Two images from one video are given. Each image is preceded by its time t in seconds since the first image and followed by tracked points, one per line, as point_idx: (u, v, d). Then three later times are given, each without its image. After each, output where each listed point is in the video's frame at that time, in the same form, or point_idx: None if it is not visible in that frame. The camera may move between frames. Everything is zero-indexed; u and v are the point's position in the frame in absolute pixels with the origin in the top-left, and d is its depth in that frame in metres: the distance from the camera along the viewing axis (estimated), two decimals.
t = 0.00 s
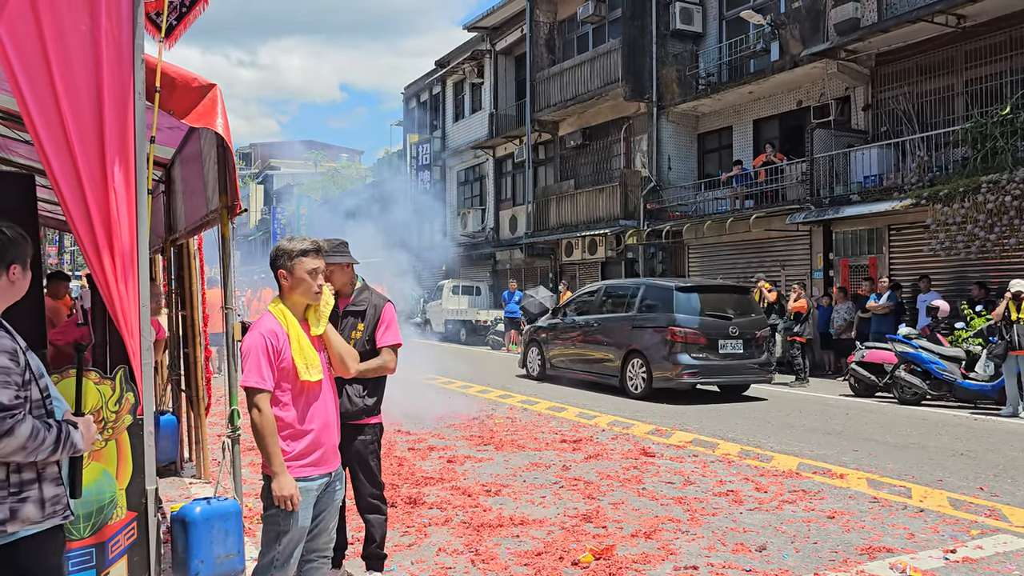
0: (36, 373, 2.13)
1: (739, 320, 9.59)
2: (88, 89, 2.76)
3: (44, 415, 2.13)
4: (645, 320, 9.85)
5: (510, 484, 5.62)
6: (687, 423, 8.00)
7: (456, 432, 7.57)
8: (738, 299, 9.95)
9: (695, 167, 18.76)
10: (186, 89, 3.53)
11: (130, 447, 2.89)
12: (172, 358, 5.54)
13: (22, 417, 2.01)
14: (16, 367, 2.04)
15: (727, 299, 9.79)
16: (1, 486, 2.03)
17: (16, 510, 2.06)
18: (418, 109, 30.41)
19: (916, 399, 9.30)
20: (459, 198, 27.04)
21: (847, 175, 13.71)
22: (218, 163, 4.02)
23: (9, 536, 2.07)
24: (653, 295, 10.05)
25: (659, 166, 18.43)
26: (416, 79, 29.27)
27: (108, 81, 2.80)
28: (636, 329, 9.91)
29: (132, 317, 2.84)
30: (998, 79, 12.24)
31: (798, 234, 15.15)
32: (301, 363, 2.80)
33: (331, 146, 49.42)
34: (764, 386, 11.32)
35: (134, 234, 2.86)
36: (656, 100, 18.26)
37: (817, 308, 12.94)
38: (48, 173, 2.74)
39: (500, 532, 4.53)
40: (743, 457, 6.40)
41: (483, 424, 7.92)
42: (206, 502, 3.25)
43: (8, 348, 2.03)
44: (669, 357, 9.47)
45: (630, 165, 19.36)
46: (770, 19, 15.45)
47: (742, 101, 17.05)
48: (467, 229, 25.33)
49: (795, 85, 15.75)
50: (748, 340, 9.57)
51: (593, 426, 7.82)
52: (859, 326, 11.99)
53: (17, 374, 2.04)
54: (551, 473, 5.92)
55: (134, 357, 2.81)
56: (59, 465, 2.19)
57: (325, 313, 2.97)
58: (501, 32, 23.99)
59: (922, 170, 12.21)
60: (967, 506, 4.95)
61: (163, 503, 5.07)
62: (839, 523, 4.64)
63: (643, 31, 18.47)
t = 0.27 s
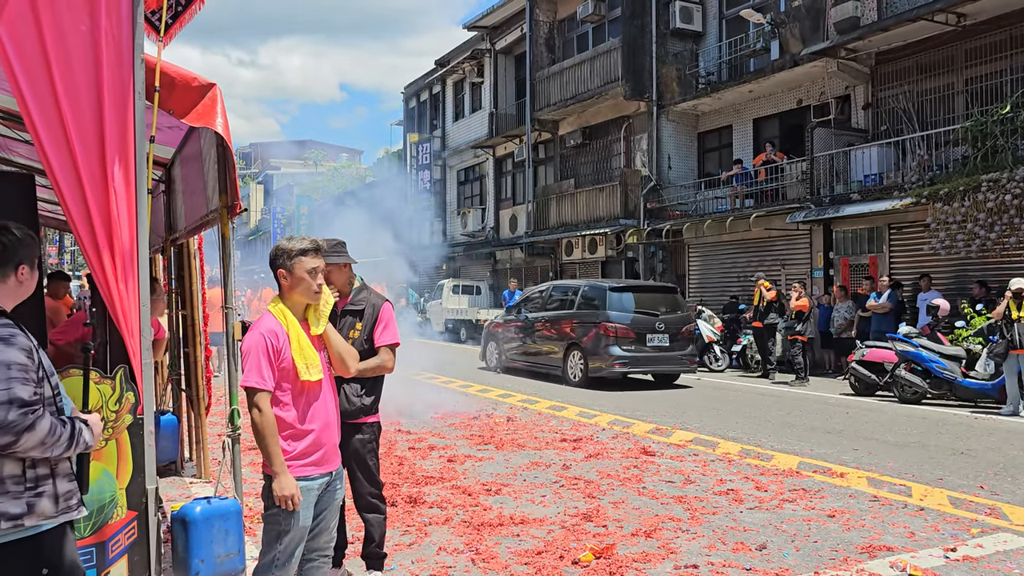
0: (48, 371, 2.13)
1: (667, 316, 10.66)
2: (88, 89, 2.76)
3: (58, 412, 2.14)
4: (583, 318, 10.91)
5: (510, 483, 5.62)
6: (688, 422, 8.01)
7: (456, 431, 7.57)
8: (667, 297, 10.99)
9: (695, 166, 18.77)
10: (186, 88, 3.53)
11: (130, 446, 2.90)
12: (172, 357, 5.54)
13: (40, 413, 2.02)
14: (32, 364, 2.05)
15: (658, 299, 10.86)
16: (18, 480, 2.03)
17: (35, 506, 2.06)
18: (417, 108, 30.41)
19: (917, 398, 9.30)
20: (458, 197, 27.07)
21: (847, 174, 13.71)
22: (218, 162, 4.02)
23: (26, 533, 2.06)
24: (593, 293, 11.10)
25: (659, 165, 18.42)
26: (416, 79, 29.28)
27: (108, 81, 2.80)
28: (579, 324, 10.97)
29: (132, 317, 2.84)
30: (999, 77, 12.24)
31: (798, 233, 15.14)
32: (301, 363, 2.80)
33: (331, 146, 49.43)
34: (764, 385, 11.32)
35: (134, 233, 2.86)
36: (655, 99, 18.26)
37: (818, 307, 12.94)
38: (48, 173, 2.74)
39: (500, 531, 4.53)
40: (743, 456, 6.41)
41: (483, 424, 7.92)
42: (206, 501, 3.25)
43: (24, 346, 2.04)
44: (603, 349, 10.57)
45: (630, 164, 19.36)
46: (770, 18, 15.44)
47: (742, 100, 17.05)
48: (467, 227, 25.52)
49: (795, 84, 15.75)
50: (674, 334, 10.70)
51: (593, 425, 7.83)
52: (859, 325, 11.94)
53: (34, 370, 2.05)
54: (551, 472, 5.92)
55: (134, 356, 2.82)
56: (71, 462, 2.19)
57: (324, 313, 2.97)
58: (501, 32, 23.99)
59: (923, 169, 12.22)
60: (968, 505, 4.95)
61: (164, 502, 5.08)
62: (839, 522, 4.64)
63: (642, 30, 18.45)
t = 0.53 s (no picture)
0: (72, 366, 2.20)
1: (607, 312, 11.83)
2: (87, 88, 2.76)
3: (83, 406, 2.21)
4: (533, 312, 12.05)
5: (510, 482, 5.62)
6: (688, 421, 8.01)
7: (456, 430, 7.57)
8: (609, 296, 12.20)
9: (695, 165, 18.75)
10: (186, 87, 3.53)
11: (129, 445, 2.88)
12: (171, 357, 5.53)
13: (79, 406, 2.10)
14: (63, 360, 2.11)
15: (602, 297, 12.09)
16: (55, 474, 2.10)
17: (71, 497, 2.15)
18: (417, 107, 30.40)
19: (917, 396, 9.29)
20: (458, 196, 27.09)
21: (847, 172, 13.71)
22: (217, 162, 4.02)
23: (65, 522, 2.15)
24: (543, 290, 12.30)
25: (659, 164, 18.40)
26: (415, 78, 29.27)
27: (107, 80, 2.80)
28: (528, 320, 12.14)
29: (131, 316, 2.83)
30: (999, 75, 12.23)
31: (798, 232, 15.13)
32: (301, 362, 2.80)
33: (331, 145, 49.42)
34: (764, 384, 11.32)
35: (133, 232, 2.85)
36: (655, 98, 18.25)
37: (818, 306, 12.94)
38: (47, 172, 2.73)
39: (500, 530, 4.53)
40: (743, 454, 6.40)
41: (483, 423, 7.92)
42: (206, 501, 3.26)
43: (53, 342, 2.10)
44: (547, 343, 11.76)
45: (630, 163, 19.34)
46: (770, 17, 15.42)
47: (742, 99, 17.04)
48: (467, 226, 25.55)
49: (795, 82, 15.73)
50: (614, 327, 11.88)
51: (593, 424, 7.82)
52: (859, 324, 11.92)
53: (66, 366, 2.11)
54: (551, 471, 5.92)
55: (134, 356, 2.82)
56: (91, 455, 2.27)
57: (324, 312, 2.96)
58: (501, 30, 23.96)
59: (923, 167, 12.22)
60: (968, 503, 4.95)
61: (163, 502, 5.07)
62: (840, 520, 4.64)
63: (642, 29, 18.41)
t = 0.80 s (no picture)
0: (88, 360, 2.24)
1: (557, 310, 14.37)
2: (85, 87, 2.74)
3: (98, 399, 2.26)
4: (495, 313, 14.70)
5: (510, 481, 5.61)
6: (687, 419, 8.00)
7: (455, 429, 7.57)
8: (563, 296, 14.85)
9: (695, 163, 18.72)
10: (184, 86, 3.51)
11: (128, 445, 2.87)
12: (171, 356, 5.52)
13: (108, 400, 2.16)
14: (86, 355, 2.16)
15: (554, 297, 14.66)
16: (84, 469, 2.18)
17: (97, 488, 2.22)
18: (416, 105, 30.38)
19: (917, 394, 9.29)
20: (457, 194, 27.13)
21: (847, 170, 13.71)
22: (215, 160, 4.01)
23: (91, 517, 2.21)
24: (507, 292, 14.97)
25: (659, 162, 18.37)
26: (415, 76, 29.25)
27: (105, 79, 2.79)
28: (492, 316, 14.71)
29: (129, 315, 2.82)
30: (999, 73, 12.21)
31: (797, 230, 15.12)
32: (300, 362, 2.79)
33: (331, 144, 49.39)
34: (764, 382, 11.33)
35: (132, 231, 2.85)
36: (655, 96, 18.25)
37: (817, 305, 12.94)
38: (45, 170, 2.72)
39: (499, 529, 4.53)
40: (743, 453, 6.40)
41: (481, 421, 7.92)
42: (205, 500, 3.25)
43: (76, 339, 2.15)
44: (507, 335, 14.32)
45: (630, 161, 19.33)
46: (769, 15, 15.40)
47: (742, 96, 17.04)
48: (466, 225, 25.58)
49: (794, 80, 15.72)
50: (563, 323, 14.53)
51: (593, 423, 7.82)
52: (859, 322, 11.92)
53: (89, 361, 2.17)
54: (551, 470, 5.91)
55: (132, 355, 2.81)
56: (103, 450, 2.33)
57: (323, 311, 2.95)
58: (500, 28, 23.94)
59: (923, 165, 12.22)
60: (968, 501, 4.95)
61: (162, 501, 5.07)
62: (839, 518, 4.64)
63: (641, 26, 18.38)
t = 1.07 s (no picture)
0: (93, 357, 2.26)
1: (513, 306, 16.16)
2: (81, 85, 2.73)
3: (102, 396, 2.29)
4: (457, 310, 16.85)
5: (508, 479, 5.61)
6: (685, 417, 8.01)
7: (452, 427, 7.57)
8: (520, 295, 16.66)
9: (692, 161, 18.71)
10: (180, 84, 3.50)
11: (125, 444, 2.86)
12: (168, 355, 5.51)
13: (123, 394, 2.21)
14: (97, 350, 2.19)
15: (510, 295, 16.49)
16: (99, 463, 2.21)
17: (110, 483, 2.25)
18: (414, 104, 30.35)
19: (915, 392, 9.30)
20: (455, 193, 27.15)
21: (844, 168, 13.72)
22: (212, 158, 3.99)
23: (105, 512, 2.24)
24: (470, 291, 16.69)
25: (656, 160, 18.35)
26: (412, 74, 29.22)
27: (101, 78, 2.78)
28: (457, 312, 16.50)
29: (126, 314, 2.82)
30: (996, 71, 12.22)
31: (795, 228, 15.13)
32: (297, 360, 2.78)
33: (328, 142, 49.32)
34: (762, 380, 11.34)
35: (128, 230, 2.84)
36: (652, 94, 18.25)
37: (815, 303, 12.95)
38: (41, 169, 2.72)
39: (497, 527, 4.53)
40: (741, 451, 6.41)
41: (479, 420, 7.92)
42: (202, 499, 3.24)
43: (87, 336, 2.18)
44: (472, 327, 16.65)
45: (627, 159, 19.33)
46: (766, 13, 15.41)
47: (739, 95, 17.05)
48: (463, 223, 25.57)
49: (792, 78, 15.72)
50: (516, 318, 16.72)
51: (591, 421, 7.82)
52: (856, 320, 11.93)
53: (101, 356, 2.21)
54: (549, 468, 5.91)
55: (129, 353, 2.80)
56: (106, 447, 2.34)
57: (320, 310, 2.94)
58: (498, 26, 23.91)
59: (920, 163, 12.23)
60: (965, 499, 4.95)
61: (160, 500, 5.07)
62: (837, 516, 4.64)
63: (639, 25, 18.37)
